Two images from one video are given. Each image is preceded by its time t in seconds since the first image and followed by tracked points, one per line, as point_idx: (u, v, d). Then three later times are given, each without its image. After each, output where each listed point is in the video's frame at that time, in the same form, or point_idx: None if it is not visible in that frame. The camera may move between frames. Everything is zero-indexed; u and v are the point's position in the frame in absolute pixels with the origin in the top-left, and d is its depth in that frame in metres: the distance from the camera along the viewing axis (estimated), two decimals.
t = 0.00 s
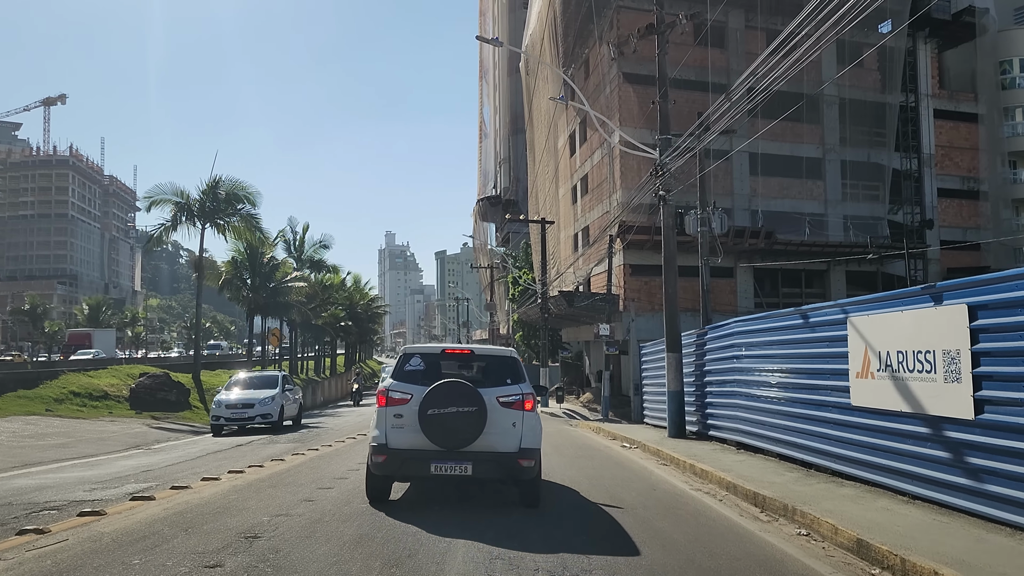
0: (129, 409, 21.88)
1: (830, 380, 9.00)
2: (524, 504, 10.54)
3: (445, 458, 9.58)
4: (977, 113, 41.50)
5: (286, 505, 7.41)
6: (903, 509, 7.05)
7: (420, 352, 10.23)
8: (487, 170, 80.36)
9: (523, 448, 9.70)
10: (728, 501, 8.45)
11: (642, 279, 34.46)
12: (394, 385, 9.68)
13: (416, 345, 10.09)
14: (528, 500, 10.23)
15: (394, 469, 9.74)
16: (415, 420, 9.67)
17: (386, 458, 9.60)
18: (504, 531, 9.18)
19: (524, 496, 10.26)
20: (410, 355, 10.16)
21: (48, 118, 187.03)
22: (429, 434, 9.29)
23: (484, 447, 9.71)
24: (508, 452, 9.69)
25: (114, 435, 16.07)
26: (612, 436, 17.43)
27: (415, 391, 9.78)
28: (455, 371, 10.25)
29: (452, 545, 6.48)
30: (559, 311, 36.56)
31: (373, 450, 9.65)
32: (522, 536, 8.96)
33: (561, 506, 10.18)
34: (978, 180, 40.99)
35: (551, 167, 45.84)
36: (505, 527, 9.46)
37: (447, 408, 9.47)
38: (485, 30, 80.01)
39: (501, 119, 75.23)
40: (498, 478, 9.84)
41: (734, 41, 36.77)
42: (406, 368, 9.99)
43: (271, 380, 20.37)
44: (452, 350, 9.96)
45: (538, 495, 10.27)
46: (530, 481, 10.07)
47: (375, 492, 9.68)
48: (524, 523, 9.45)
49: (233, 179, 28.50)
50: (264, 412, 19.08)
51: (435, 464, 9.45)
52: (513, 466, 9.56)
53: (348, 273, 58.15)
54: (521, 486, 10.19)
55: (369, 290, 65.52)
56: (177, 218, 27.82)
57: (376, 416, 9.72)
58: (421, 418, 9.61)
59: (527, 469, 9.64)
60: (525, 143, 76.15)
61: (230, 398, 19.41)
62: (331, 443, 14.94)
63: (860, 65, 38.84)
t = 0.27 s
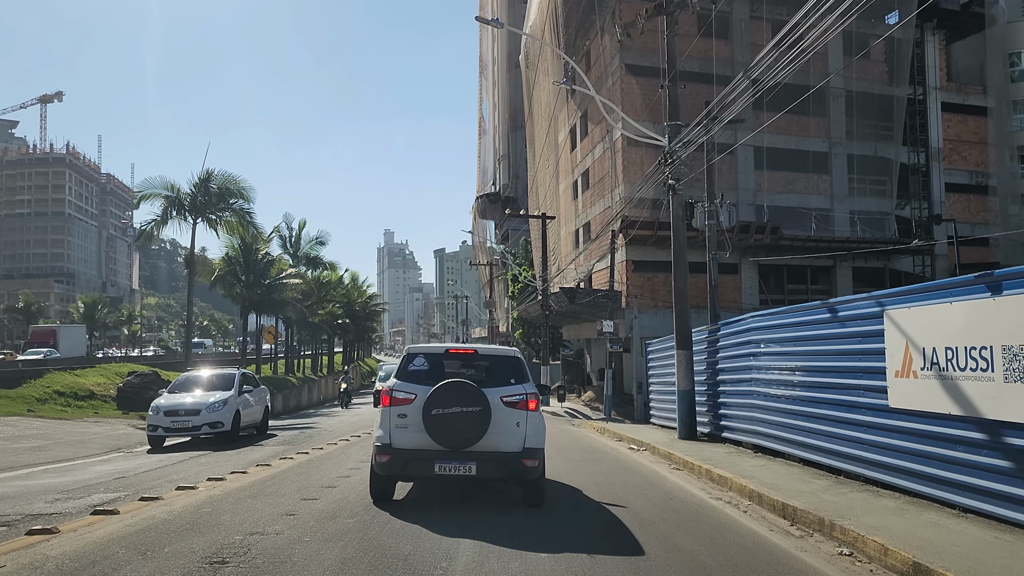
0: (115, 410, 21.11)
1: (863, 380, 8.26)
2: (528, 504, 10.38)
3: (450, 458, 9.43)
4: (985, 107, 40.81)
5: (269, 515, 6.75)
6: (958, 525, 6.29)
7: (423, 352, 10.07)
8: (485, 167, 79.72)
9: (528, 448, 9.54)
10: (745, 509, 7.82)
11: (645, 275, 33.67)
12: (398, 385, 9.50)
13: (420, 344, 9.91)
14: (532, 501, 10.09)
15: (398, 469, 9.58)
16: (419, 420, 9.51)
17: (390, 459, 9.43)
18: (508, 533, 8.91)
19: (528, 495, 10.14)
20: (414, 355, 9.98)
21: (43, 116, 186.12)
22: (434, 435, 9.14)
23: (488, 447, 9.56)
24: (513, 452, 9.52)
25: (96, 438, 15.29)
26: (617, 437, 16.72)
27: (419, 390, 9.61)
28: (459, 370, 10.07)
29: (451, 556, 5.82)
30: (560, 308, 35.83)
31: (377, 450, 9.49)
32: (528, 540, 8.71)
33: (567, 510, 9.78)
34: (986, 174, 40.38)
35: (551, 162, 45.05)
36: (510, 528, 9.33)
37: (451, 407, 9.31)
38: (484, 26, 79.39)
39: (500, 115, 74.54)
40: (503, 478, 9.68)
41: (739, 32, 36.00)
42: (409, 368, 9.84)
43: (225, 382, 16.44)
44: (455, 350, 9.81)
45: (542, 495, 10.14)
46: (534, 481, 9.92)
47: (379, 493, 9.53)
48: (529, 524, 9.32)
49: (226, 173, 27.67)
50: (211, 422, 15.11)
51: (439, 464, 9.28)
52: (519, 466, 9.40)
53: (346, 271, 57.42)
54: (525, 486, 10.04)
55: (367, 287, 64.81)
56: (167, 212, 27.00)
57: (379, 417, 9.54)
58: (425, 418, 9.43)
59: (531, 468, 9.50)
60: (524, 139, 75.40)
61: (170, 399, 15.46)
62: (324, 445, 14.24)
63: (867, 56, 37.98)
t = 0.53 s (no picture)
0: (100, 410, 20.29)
1: (906, 379, 7.56)
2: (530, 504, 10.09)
3: (453, 459, 9.29)
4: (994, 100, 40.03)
5: (247, 530, 6.07)
6: None
7: (426, 352, 9.96)
8: (484, 164, 78.86)
9: (532, 448, 9.38)
10: (770, 521, 7.19)
11: (648, 271, 33.00)
12: (401, 385, 9.36)
13: (422, 344, 9.80)
14: (535, 500, 9.85)
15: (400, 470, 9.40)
16: (422, 420, 9.37)
17: (393, 459, 9.27)
18: (514, 531, 8.54)
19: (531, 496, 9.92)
20: (417, 355, 9.87)
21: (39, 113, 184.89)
22: (437, 436, 9.01)
23: (492, 447, 9.42)
24: (517, 452, 9.39)
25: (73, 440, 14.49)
26: (623, 438, 16.03)
27: (422, 390, 9.47)
28: (462, 371, 9.95)
29: None
30: (561, 305, 35.15)
31: (379, 451, 9.34)
32: (533, 536, 8.34)
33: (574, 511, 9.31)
34: (994, 168, 39.68)
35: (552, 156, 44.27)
36: (514, 527, 9.07)
37: (454, 407, 9.18)
38: (484, 21, 78.47)
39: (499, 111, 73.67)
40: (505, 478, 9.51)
41: (744, 23, 35.19)
42: (411, 368, 9.71)
43: (152, 387, 12.69)
44: (458, 349, 9.70)
45: (546, 495, 9.93)
46: (537, 482, 9.73)
47: (381, 494, 9.38)
48: (534, 522, 9.07)
49: (218, 166, 26.68)
50: (123, 439, 11.43)
51: (443, 465, 9.14)
52: (523, 466, 9.23)
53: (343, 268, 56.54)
54: (528, 487, 9.84)
55: (364, 285, 63.93)
56: (157, 206, 26.09)
57: (382, 417, 9.40)
58: (428, 418, 9.29)
59: (535, 468, 9.37)
60: (525, 135, 74.64)
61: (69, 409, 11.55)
62: (316, 450, 13.44)
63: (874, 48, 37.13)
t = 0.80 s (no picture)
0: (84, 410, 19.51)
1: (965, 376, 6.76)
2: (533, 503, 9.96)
3: (456, 457, 9.22)
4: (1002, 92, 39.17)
5: (214, 553, 5.37)
6: None
7: (428, 351, 9.88)
8: (483, 160, 77.96)
9: (536, 446, 9.28)
10: (803, 537, 6.54)
11: (651, 266, 32.22)
12: (404, 383, 9.27)
13: (425, 343, 9.72)
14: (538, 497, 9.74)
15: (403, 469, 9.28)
16: (425, 418, 9.29)
17: (396, 458, 9.16)
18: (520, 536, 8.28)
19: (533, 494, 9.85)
20: (420, 353, 9.80)
21: (36, 110, 183.77)
22: (440, 434, 8.92)
23: (495, 446, 9.34)
24: (520, 450, 9.31)
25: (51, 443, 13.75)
26: (631, 438, 15.32)
27: (425, 388, 9.39)
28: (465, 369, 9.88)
29: None
30: (562, 300, 34.41)
31: (382, 450, 9.24)
32: (541, 541, 8.06)
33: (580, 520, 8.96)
34: (1003, 162, 38.65)
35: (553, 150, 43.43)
36: (519, 527, 8.92)
37: (458, 404, 9.10)
38: (483, 15, 77.51)
39: (498, 106, 72.78)
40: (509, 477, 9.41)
41: (749, 12, 34.35)
42: (414, 366, 9.64)
43: (16, 390, 8.70)
44: (461, 347, 9.62)
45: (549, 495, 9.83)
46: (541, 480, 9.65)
47: (384, 493, 9.28)
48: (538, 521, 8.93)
49: (208, 156, 25.65)
50: None
51: (447, 463, 9.07)
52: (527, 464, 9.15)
53: (340, 264, 55.66)
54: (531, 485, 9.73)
55: (362, 281, 63.05)
56: (145, 199, 25.20)
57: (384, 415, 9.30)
58: (432, 416, 9.20)
59: (538, 466, 9.28)
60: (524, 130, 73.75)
61: None
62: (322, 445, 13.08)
63: (881, 39, 36.11)
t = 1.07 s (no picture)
0: (66, 411, 18.69)
1: None
2: (538, 504, 9.69)
3: (459, 458, 8.97)
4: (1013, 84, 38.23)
5: None
6: None
7: (431, 350, 9.63)
8: (483, 155, 77.04)
9: (540, 447, 9.02)
10: (840, 554, 5.85)
11: (654, 261, 31.41)
12: (406, 383, 9.05)
13: (427, 342, 9.46)
14: (543, 500, 9.47)
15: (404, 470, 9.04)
16: (427, 419, 9.04)
17: (396, 459, 8.92)
18: (523, 542, 7.94)
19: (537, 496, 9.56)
20: (421, 352, 9.55)
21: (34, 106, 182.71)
22: (442, 435, 8.68)
23: (498, 446, 9.08)
24: (524, 451, 9.05)
25: (25, 446, 12.98)
26: (638, 441, 14.61)
27: (427, 388, 9.14)
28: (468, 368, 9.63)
29: None
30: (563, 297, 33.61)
31: (383, 451, 8.98)
32: (545, 547, 7.70)
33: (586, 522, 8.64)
34: (1013, 155, 37.71)
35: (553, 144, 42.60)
36: (522, 530, 8.65)
37: (460, 405, 8.84)
38: (483, 9, 76.58)
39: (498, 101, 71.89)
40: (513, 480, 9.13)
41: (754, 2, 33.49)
42: (416, 366, 9.40)
43: None
44: (464, 346, 9.33)
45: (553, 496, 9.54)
46: (545, 482, 9.37)
47: (385, 495, 9.04)
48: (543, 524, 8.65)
49: (199, 147, 24.79)
50: None
51: (449, 464, 8.83)
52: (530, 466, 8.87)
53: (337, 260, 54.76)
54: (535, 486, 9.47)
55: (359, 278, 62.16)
56: (133, 191, 24.28)
57: (385, 415, 9.07)
58: (434, 416, 8.96)
59: (542, 468, 9.01)
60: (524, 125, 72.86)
61: None
62: (315, 449, 12.46)
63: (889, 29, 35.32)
